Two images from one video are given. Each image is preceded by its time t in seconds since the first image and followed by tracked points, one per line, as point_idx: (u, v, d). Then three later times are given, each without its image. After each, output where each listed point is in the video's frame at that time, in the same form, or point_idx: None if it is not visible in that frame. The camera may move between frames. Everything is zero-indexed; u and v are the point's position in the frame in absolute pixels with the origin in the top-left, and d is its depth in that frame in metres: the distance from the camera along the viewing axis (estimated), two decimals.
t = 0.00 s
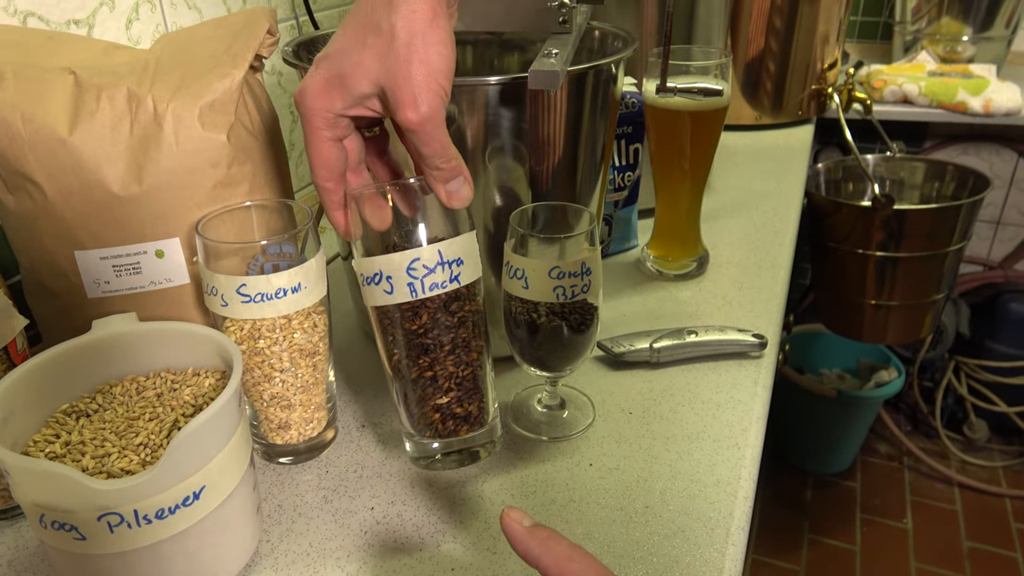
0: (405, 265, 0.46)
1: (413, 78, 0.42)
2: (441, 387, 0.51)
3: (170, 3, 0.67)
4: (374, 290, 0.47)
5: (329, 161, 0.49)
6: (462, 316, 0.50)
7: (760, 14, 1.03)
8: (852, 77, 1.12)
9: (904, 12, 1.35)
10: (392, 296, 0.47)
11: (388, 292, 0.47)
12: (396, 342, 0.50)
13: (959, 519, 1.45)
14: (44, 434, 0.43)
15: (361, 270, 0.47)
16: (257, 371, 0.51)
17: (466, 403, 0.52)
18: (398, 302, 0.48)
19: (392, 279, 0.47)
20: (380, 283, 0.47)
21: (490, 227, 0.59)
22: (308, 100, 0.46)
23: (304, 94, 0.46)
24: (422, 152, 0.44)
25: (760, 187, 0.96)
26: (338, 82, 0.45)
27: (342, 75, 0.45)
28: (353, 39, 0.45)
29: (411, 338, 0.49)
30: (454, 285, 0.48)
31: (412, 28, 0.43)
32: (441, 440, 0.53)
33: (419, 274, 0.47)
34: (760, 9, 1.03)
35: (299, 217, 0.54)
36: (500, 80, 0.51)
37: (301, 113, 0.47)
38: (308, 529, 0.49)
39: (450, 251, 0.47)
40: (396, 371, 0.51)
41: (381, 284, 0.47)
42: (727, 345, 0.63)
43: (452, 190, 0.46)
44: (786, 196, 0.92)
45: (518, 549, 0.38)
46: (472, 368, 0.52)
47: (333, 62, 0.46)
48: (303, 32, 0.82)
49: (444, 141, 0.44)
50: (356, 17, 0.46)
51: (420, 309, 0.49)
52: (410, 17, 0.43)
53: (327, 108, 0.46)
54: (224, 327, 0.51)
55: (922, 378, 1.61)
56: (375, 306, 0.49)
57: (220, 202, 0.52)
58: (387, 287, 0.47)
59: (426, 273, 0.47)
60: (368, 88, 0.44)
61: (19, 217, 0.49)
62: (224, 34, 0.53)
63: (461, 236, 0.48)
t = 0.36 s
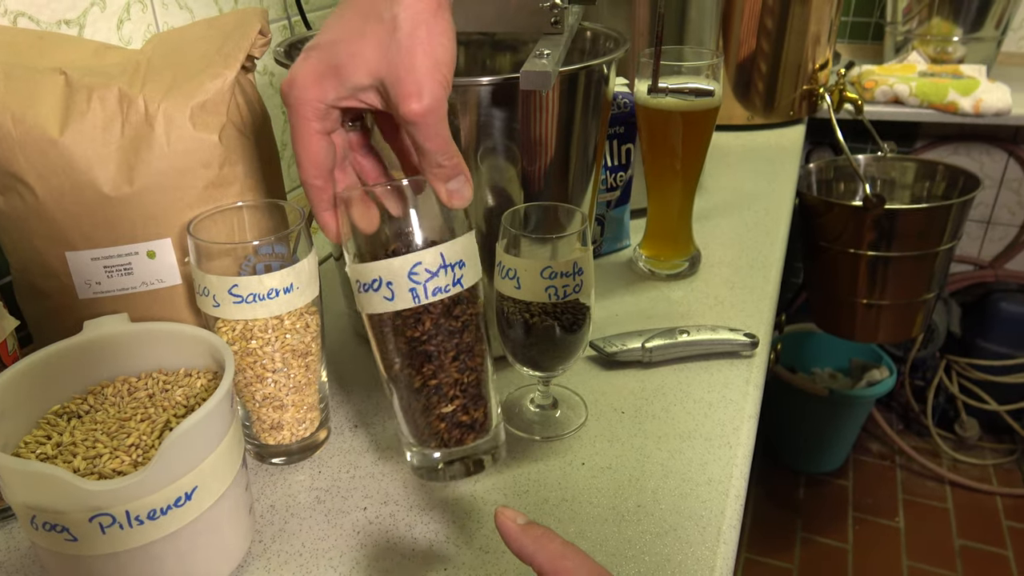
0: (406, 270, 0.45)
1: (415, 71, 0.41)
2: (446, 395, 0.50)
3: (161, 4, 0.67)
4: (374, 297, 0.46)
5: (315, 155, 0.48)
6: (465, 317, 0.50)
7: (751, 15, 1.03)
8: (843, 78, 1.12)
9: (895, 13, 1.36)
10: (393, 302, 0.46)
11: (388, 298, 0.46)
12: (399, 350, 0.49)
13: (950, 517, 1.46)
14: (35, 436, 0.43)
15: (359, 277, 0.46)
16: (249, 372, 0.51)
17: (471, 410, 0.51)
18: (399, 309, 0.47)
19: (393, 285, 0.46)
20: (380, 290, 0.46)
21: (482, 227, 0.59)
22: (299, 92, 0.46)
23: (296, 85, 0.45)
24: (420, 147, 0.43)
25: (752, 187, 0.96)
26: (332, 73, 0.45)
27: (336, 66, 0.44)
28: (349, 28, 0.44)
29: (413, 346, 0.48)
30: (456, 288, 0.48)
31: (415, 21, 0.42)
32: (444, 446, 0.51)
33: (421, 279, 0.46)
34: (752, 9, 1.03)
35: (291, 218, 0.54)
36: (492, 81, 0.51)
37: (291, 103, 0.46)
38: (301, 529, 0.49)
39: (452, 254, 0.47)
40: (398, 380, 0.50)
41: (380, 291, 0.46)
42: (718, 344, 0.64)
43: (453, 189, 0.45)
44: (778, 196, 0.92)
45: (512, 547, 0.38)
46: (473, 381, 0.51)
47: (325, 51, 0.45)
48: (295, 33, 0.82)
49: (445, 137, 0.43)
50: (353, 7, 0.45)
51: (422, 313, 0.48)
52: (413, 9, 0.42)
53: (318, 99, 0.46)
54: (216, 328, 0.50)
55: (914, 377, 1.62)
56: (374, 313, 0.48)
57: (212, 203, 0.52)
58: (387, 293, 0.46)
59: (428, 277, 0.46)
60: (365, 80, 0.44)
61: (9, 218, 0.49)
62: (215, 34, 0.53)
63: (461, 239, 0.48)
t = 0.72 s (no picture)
0: (419, 396, 0.42)
1: (493, 197, 0.35)
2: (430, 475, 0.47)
3: (153, 5, 0.67)
4: (377, 408, 0.42)
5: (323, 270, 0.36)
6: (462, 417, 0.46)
7: (743, 15, 1.04)
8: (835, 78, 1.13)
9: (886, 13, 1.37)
10: (398, 418, 0.42)
11: (393, 414, 0.42)
12: (390, 446, 0.45)
13: (943, 514, 1.47)
14: (27, 438, 0.43)
15: (363, 388, 0.42)
16: (242, 373, 0.51)
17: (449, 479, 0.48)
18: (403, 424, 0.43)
19: (402, 405, 0.42)
20: (386, 406, 0.42)
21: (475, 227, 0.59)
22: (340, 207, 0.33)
23: (341, 199, 0.33)
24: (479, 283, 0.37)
25: (745, 187, 0.97)
26: (386, 187, 0.33)
27: (394, 181, 0.33)
28: (409, 130, 0.33)
29: (409, 446, 0.45)
30: (462, 400, 0.44)
31: (486, 131, 0.35)
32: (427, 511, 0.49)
33: (431, 404, 0.42)
34: (743, 9, 1.03)
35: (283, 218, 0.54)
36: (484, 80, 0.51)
37: (316, 215, 0.33)
38: (293, 530, 0.49)
39: (464, 372, 0.44)
40: (384, 462, 0.46)
41: (385, 406, 0.42)
42: (710, 343, 0.64)
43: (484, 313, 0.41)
44: (770, 195, 0.93)
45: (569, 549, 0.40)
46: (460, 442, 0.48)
47: (377, 157, 0.33)
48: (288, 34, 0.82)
49: (511, 266, 0.37)
50: (391, 89, 0.34)
51: (423, 427, 0.44)
52: (484, 115, 0.35)
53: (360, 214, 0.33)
54: (210, 329, 0.51)
55: (907, 375, 1.62)
56: (374, 421, 0.43)
57: (205, 203, 0.52)
58: (393, 410, 0.42)
59: (439, 400, 0.43)
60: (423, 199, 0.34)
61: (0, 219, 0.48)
62: (208, 35, 0.53)
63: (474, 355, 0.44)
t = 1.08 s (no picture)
0: (392, 469, 0.35)
1: (464, 252, 0.34)
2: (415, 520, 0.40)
3: (136, 7, 0.67)
4: (350, 473, 0.37)
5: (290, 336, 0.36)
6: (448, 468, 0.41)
7: (729, 13, 1.04)
8: (821, 75, 1.14)
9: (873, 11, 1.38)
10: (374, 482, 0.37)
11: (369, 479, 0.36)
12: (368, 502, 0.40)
13: (934, 509, 1.48)
14: (9, 439, 0.43)
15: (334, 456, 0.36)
16: (225, 372, 0.51)
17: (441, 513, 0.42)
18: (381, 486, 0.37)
19: (375, 474, 0.36)
20: (359, 473, 0.36)
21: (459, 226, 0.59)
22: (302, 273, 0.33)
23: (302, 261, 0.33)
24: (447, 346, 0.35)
25: (732, 184, 0.97)
26: (350, 248, 0.33)
27: (359, 242, 0.33)
28: (374, 191, 0.34)
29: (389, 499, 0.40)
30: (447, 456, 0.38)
31: (456, 188, 0.35)
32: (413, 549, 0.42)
33: (408, 471, 0.36)
34: (729, 8, 1.04)
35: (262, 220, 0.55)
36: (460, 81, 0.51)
37: (276, 280, 0.34)
38: (278, 529, 0.49)
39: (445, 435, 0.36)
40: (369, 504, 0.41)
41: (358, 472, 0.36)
42: (694, 339, 0.64)
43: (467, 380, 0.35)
44: (756, 192, 0.93)
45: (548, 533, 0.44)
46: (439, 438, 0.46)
47: (343, 218, 0.33)
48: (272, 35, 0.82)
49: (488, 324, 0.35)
50: (359, 145, 0.35)
51: (404, 487, 0.39)
52: (451, 170, 0.35)
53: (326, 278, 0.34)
54: (192, 330, 0.52)
55: (897, 370, 1.63)
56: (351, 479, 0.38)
57: (187, 204, 0.52)
58: (367, 476, 0.36)
59: (416, 466, 0.36)
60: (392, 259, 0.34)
61: None
62: (188, 37, 0.54)
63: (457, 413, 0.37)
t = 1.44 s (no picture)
0: (380, 473, 0.38)
1: (493, 220, 0.34)
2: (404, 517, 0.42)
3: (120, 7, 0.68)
4: (339, 475, 0.39)
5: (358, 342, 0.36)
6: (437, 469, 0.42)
7: (714, 10, 1.05)
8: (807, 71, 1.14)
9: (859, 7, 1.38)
10: (362, 485, 0.39)
11: (357, 482, 0.39)
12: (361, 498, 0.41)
13: (926, 502, 1.48)
14: None
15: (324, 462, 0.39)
16: (207, 368, 0.51)
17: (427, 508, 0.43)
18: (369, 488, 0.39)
19: (363, 478, 0.38)
20: (348, 477, 0.39)
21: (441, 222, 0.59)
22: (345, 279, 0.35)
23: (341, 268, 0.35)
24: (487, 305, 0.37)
25: (718, 180, 0.98)
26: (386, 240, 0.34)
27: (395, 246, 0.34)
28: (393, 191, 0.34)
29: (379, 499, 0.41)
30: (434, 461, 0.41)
31: (476, 157, 0.34)
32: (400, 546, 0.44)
33: (396, 475, 0.39)
34: (714, 5, 1.05)
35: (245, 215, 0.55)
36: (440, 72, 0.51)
37: (329, 276, 0.35)
38: (261, 523, 0.50)
39: (430, 443, 0.39)
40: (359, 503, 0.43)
41: (348, 475, 0.39)
42: (677, 332, 0.65)
43: (521, 355, 0.38)
44: (742, 187, 0.94)
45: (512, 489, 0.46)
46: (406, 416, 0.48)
47: (370, 208, 0.34)
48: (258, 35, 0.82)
49: (522, 293, 0.36)
50: (374, 141, 0.35)
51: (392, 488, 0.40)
52: (472, 139, 0.34)
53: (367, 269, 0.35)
54: (174, 327, 0.51)
55: (888, 365, 1.64)
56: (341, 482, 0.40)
57: (169, 201, 0.52)
58: (356, 480, 0.39)
59: (403, 472, 0.39)
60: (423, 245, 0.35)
61: None
62: (169, 36, 0.54)
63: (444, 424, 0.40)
